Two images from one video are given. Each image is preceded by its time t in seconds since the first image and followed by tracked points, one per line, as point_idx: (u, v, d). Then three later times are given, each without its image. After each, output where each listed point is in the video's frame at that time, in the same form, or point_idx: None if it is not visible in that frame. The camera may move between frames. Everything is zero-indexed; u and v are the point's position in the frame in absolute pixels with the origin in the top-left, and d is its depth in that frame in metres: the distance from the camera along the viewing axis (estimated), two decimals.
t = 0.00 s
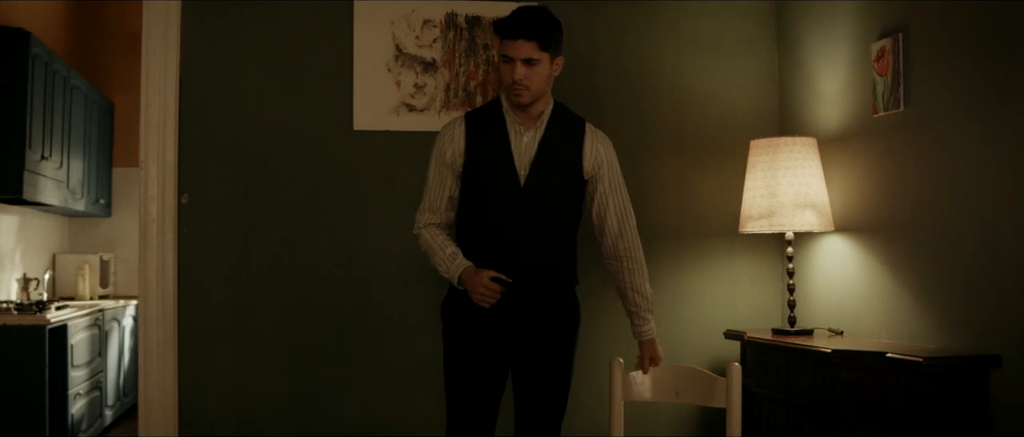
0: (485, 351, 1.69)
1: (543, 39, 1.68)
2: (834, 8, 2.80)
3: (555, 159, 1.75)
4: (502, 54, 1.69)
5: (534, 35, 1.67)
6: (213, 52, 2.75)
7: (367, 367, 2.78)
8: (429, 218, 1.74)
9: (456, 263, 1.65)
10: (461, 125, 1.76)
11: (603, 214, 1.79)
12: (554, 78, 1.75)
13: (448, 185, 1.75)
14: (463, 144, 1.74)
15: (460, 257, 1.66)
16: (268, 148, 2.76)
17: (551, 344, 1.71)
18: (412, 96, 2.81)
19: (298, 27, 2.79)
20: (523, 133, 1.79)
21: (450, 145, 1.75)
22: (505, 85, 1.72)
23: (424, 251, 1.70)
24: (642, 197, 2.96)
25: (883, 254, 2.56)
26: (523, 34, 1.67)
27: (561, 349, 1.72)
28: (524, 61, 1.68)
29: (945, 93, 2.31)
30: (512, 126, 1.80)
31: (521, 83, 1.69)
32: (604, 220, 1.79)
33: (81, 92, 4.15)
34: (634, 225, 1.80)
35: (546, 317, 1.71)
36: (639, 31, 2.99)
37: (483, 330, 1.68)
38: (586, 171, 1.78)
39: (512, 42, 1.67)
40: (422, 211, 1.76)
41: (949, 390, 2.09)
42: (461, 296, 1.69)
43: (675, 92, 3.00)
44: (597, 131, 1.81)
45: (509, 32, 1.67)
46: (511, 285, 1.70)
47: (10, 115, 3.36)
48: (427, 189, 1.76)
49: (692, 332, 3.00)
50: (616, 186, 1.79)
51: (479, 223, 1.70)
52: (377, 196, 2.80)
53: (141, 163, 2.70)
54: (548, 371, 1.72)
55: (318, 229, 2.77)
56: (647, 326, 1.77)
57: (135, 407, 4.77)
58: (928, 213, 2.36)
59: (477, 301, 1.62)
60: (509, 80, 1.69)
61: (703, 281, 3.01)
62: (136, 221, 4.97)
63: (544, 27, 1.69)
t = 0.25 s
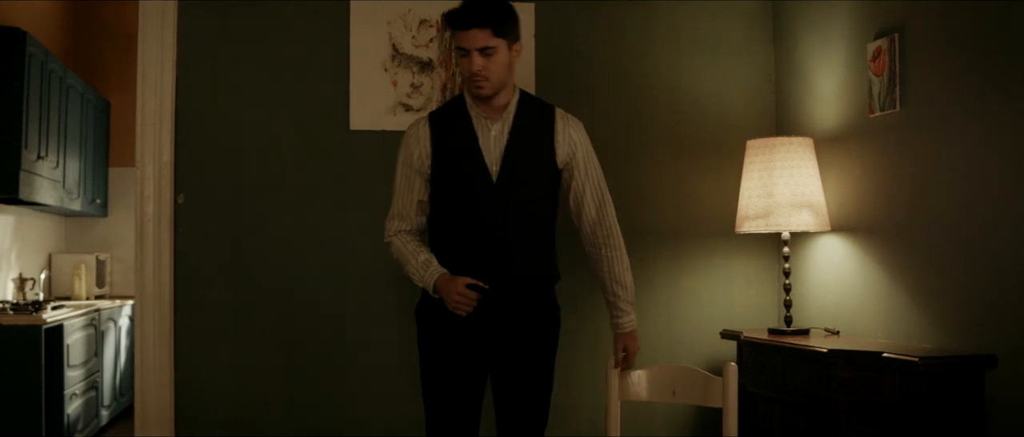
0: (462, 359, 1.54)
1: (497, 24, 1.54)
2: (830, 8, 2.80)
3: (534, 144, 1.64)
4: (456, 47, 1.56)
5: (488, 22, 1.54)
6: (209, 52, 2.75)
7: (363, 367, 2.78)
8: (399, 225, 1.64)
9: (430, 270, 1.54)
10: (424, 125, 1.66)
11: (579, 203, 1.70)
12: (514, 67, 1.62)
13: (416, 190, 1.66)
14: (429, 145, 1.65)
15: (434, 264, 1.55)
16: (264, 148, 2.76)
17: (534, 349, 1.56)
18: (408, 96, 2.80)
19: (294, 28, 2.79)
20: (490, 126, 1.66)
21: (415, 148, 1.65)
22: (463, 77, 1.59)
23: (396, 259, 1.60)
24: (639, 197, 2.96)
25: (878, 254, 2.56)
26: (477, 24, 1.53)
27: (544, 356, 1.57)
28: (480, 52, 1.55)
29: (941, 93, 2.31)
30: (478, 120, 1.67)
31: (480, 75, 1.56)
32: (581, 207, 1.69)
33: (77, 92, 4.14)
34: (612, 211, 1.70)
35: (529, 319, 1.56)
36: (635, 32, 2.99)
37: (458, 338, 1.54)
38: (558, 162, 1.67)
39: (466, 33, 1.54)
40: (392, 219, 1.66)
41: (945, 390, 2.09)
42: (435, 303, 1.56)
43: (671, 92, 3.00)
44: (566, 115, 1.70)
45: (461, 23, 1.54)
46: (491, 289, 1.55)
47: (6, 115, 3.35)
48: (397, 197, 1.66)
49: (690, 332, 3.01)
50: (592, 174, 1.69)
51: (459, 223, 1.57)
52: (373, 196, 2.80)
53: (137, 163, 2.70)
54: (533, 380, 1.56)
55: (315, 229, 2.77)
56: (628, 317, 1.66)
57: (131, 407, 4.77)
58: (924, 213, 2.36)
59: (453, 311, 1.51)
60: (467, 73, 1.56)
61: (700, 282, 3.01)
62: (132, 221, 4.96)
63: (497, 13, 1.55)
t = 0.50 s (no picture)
0: (444, 368, 1.48)
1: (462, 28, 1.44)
2: (829, 8, 2.80)
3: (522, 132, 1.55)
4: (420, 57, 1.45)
5: (451, 29, 1.43)
6: (207, 52, 2.75)
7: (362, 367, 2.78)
8: (380, 234, 1.59)
9: (407, 279, 1.49)
10: (397, 128, 1.61)
11: (559, 197, 1.57)
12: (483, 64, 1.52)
13: (396, 198, 1.61)
14: (403, 150, 1.59)
15: (411, 273, 1.50)
16: (262, 148, 2.76)
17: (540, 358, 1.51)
18: (406, 96, 2.80)
19: (292, 27, 2.79)
20: (463, 125, 1.58)
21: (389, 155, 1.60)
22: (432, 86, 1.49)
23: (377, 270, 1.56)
24: (637, 197, 2.96)
25: (876, 254, 2.57)
26: (438, 33, 1.43)
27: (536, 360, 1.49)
28: (446, 60, 1.45)
29: (940, 94, 2.31)
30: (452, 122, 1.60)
31: (451, 82, 1.47)
32: (561, 202, 1.56)
33: (76, 92, 4.14)
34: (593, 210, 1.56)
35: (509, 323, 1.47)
36: (633, 32, 2.99)
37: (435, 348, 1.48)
38: (538, 156, 1.55)
39: (428, 44, 1.43)
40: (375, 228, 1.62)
41: (943, 390, 2.09)
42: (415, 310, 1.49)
43: (669, 92, 3.00)
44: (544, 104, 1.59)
45: (422, 32, 1.43)
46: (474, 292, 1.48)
47: (4, 115, 3.35)
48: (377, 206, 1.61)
49: (689, 333, 3.01)
50: (575, 167, 1.56)
51: (443, 222, 1.52)
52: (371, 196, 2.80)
53: (135, 163, 2.70)
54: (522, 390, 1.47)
55: (312, 229, 2.77)
56: (595, 317, 1.50)
57: (129, 407, 4.77)
58: (923, 214, 2.37)
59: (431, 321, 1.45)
60: (436, 83, 1.47)
61: (699, 282, 3.02)
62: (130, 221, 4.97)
63: (460, 15, 1.45)
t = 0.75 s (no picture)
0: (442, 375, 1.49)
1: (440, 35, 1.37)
2: (830, 8, 2.80)
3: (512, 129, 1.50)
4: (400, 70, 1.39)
5: (429, 38, 1.36)
6: (207, 51, 2.75)
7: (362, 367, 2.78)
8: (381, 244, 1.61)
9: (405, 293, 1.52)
10: (386, 134, 1.60)
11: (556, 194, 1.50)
12: (466, 68, 1.46)
13: (392, 207, 1.62)
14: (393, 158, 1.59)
15: (408, 285, 1.53)
16: (262, 148, 2.76)
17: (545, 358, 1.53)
18: (406, 95, 2.80)
19: (292, 27, 2.79)
20: (451, 130, 1.55)
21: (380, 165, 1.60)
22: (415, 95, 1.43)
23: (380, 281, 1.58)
24: (637, 197, 2.96)
25: (876, 254, 2.57)
26: (416, 44, 1.35)
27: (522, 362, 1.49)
28: (427, 71, 1.38)
29: (940, 94, 2.31)
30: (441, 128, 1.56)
31: (435, 92, 1.40)
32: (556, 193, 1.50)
33: (76, 92, 4.14)
34: (591, 203, 1.49)
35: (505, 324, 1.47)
36: (633, 31, 2.99)
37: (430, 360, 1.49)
38: (530, 153, 1.50)
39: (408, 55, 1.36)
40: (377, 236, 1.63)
41: (943, 390, 2.09)
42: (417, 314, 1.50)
43: (669, 92, 3.00)
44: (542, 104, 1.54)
45: (398, 44, 1.36)
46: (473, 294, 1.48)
47: (4, 116, 3.35)
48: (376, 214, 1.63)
49: (689, 333, 3.01)
50: (568, 159, 1.48)
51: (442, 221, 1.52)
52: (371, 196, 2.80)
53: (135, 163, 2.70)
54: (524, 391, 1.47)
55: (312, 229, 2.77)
56: (570, 300, 1.41)
57: (128, 407, 4.77)
58: (922, 214, 2.37)
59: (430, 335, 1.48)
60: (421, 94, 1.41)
61: (700, 282, 3.02)
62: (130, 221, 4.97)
63: (436, 21, 1.37)
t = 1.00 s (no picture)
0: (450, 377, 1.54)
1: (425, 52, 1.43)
2: (830, 8, 2.80)
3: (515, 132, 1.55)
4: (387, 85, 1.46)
5: (412, 53, 1.42)
6: (207, 51, 2.75)
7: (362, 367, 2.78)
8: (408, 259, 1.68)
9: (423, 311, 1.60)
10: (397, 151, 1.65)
11: (565, 201, 1.54)
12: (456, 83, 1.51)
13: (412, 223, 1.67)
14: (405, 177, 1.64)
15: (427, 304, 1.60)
16: (262, 148, 2.75)
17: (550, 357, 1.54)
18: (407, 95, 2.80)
19: (292, 27, 2.79)
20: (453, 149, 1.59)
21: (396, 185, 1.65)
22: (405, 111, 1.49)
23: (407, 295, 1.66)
24: (637, 196, 2.96)
25: (876, 254, 2.57)
26: (399, 59, 1.43)
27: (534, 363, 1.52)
28: (413, 85, 1.45)
29: (940, 94, 2.31)
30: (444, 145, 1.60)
31: (422, 107, 1.46)
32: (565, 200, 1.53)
33: (75, 91, 4.14)
34: (597, 206, 1.51)
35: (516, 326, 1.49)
36: (633, 31, 2.99)
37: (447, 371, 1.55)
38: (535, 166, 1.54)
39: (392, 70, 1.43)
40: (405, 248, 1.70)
41: (943, 390, 2.09)
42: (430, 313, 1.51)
43: (669, 92, 3.00)
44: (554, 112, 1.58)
45: (385, 59, 1.43)
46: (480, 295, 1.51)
47: (4, 116, 3.35)
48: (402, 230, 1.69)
49: (690, 333, 3.01)
50: (573, 167, 1.51)
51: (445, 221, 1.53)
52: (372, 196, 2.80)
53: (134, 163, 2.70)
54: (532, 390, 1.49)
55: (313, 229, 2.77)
56: (555, 296, 1.44)
57: (128, 408, 4.77)
58: (922, 214, 2.37)
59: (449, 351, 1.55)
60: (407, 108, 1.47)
61: (700, 282, 3.02)
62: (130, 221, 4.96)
63: (422, 38, 1.44)
